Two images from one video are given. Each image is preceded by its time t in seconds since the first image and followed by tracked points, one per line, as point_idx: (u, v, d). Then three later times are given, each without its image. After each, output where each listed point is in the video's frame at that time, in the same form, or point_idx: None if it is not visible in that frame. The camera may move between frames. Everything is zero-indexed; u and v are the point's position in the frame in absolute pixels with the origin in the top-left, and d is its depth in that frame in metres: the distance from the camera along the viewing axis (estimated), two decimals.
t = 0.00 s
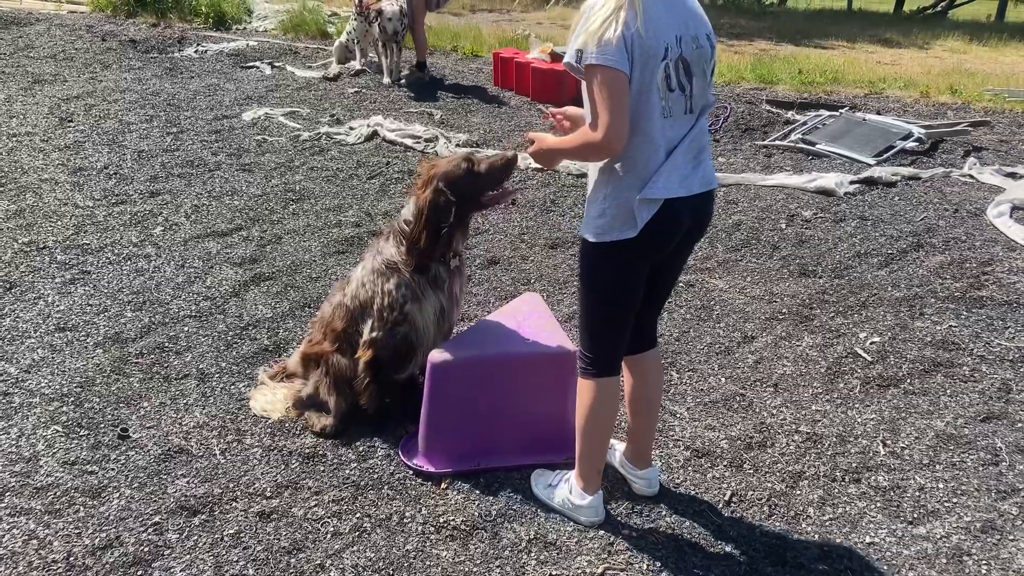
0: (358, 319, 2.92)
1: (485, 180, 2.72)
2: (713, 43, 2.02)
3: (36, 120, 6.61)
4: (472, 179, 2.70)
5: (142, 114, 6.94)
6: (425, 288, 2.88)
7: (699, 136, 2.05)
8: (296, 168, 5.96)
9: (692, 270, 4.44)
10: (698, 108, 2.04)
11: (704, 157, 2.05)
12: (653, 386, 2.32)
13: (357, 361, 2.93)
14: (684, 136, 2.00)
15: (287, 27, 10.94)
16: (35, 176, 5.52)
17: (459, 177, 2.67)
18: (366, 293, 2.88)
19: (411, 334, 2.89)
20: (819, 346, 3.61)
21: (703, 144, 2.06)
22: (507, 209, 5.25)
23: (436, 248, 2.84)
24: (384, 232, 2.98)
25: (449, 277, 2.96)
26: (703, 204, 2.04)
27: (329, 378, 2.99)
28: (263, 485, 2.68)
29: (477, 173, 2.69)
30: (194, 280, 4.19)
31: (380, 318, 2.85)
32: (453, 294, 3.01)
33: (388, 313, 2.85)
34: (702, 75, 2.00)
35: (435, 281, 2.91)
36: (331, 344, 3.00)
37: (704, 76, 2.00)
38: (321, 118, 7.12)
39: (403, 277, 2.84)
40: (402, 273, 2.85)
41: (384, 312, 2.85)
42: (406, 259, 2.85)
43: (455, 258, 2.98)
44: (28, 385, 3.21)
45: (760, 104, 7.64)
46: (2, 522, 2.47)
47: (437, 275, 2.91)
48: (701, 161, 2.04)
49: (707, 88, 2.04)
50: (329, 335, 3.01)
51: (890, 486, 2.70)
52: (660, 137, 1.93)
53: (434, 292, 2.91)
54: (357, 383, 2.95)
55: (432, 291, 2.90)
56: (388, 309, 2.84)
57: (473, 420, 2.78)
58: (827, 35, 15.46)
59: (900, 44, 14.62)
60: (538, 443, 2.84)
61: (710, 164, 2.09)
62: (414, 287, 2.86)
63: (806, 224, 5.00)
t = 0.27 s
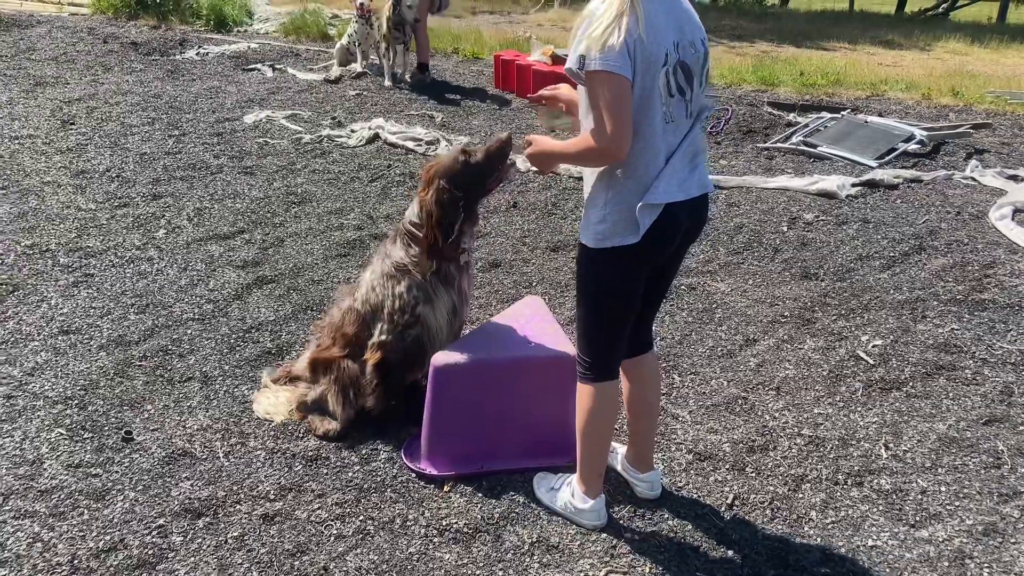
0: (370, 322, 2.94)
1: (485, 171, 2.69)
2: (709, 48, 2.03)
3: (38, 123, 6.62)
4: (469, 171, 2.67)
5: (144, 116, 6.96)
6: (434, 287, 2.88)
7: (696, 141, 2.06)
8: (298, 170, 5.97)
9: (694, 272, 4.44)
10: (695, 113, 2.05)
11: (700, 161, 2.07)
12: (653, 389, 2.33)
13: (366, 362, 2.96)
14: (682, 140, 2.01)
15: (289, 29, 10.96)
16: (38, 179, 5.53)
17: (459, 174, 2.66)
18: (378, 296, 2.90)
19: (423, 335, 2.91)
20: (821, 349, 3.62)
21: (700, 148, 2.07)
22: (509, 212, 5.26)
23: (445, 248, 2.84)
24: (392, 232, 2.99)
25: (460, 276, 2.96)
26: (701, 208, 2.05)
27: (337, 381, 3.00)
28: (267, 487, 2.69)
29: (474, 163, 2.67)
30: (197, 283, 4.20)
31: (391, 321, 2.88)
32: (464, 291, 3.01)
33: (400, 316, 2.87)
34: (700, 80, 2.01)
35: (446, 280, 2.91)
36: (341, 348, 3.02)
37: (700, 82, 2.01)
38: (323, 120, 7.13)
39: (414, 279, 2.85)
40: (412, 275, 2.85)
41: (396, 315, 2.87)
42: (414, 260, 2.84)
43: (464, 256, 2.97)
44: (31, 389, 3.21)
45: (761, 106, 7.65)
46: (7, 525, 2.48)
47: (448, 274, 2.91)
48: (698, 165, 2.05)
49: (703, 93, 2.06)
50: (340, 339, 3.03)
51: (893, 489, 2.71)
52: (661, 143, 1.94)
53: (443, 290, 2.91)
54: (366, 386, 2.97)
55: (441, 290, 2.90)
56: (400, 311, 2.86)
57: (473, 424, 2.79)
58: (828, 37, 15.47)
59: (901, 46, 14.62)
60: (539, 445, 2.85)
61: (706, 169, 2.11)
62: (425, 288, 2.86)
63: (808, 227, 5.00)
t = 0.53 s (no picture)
0: (375, 319, 2.98)
1: (481, 164, 2.73)
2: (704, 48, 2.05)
3: (42, 124, 6.65)
4: (465, 166, 2.71)
5: (147, 117, 6.99)
6: (437, 283, 2.91)
7: (692, 140, 2.08)
8: (301, 171, 6.00)
9: (695, 272, 4.46)
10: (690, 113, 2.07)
11: (695, 160, 2.09)
12: (653, 386, 2.34)
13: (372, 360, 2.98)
14: (677, 139, 2.03)
15: (291, 31, 11.00)
16: (42, 179, 5.55)
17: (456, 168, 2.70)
18: (382, 294, 2.93)
19: (428, 331, 2.93)
20: (823, 348, 3.63)
21: (695, 147, 2.09)
22: (511, 212, 5.28)
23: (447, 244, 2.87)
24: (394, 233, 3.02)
25: (462, 270, 3.00)
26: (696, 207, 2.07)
27: (343, 380, 3.05)
28: (272, 484, 2.71)
29: (470, 158, 2.70)
30: (201, 283, 4.22)
31: (396, 318, 2.91)
32: (467, 287, 3.05)
33: (405, 313, 2.89)
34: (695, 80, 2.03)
35: (448, 275, 2.94)
36: (347, 347, 3.07)
37: (696, 82, 2.03)
38: (325, 121, 7.15)
39: (416, 276, 2.89)
40: (414, 272, 2.89)
41: (401, 312, 2.89)
42: (416, 257, 2.88)
43: (466, 250, 3.00)
44: (38, 387, 3.23)
45: (763, 107, 7.67)
46: (14, 521, 2.50)
47: (451, 270, 2.94)
48: (693, 164, 2.07)
49: (698, 92, 2.08)
50: (346, 338, 3.07)
51: (894, 486, 2.72)
52: (657, 141, 1.95)
53: (446, 286, 2.94)
54: (372, 385, 3.01)
55: (445, 286, 2.93)
56: (404, 309, 2.88)
57: (472, 423, 2.80)
58: (829, 37, 15.49)
59: (902, 46, 14.63)
60: (538, 443, 2.87)
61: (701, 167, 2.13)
62: (428, 284, 2.89)
63: (810, 226, 5.01)
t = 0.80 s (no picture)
0: (383, 312, 2.98)
1: (483, 147, 2.67)
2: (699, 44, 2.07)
3: (44, 124, 6.66)
4: (468, 152, 2.67)
5: (149, 117, 7.00)
6: (446, 275, 2.90)
7: (688, 135, 2.09)
8: (303, 169, 6.01)
9: (696, 269, 4.47)
10: (687, 108, 2.08)
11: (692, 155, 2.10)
12: (652, 380, 2.35)
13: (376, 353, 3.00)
14: (674, 135, 2.04)
15: (292, 30, 11.01)
16: (44, 179, 5.57)
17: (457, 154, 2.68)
18: (391, 287, 2.93)
19: (437, 325, 2.93)
20: (823, 344, 3.64)
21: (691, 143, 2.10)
22: (512, 210, 5.29)
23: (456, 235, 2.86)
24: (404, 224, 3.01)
25: (472, 261, 2.99)
26: (694, 201, 2.08)
27: (349, 371, 3.05)
28: (275, 480, 2.72)
29: (470, 140, 2.64)
30: (203, 281, 4.23)
31: (405, 313, 2.91)
32: (476, 278, 3.04)
33: (413, 307, 2.89)
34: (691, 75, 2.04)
35: (458, 266, 2.93)
36: (352, 338, 3.07)
37: (691, 78, 2.04)
38: (326, 120, 7.16)
39: (425, 268, 2.88)
40: (423, 264, 2.88)
41: (409, 306, 2.90)
42: (425, 249, 2.87)
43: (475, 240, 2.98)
44: (41, 384, 3.25)
45: (763, 105, 7.67)
46: (18, 517, 2.51)
47: (461, 260, 2.93)
48: (690, 159, 2.08)
49: (693, 88, 2.09)
50: (352, 329, 3.07)
51: (895, 482, 2.73)
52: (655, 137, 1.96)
53: (456, 278, 2.94)
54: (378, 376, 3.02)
55: (454, 278, 2.92)
56: (413, 302, 2.88)
57: (472, 420, 2.81)
58: (830, 37, 15.50)
59: (903, 45, 14.63)
60: (538, 440, 2.87)
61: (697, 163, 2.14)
62: (437, 277, 2.89)
63: (810, 224, 5.02)
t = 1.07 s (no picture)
0: (398, 311, 2.96)
1: (486, 141, 2.64)
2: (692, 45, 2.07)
3: (44, 124, 6.68)
4: (472, 147, 2.63)
5: (148, 117, 7.01)
6: (460, 277, 2.85)
7: (681, 136, 2.10)
8: (302, 170, 6.02)
9: (695, 268, 4.48)
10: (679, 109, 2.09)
11: (685, 156, 2.11)
12: (647, 379, 2.35)
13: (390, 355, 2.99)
14: (666, 136, 2.05)
15: (292, 31, 11.02)
16: (44, 179, 5.58)
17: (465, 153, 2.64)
18: (406, 286, 2.91)
19: (452, 329, 2.89)
20: (820, 343, 3.65)
21: (684, 144, 2.11)
22: (511, 210, 5.30)
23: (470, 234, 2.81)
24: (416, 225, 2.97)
25: (487, 260, 2.93)
26: (687, 202, 2.09)
27: (357, 364, 3.03)
28: (274, 479, 2.73)
29: (473, 138, 2.61)
30: (202, 281, 4.24)
31: (421, 316, 2.91)
32: (490, 278, 2.98)
33: (429, 310, 2.88)
34: (684, 76, 2.05)
35: (472, 266, 2.88)
36: (360, 328, 3.01)
37: (684, 79, 2.05)
38: (326, 120, 7.17)
39: (440, 270, 2.85)
40: (438, 266, 2.85)
41: (425, 309, 2.88)
42: (439, 249, 2.83)
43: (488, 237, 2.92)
44: (40, 384, 3.26)
45: (762, 104, 7.68)
46: (17, 516, 2.52)
47: (475, 260, 2.88)
48: (682, 159, 2.09)
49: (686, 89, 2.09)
50: (359, 319, 3.02)
51: (891, 480, 2.74)
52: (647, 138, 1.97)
53: (472, 281, 2.87)
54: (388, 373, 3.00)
55: (470, 280, 2.87)
56: (427, 305, 2.87)
57: (467, 420, 2.82)
58: (830, 36, 15.50)
59: (902, 44, 14.63)
60: (534, 440, 2.88)
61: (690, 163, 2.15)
62: (451, 279, 2.84)
63: (809, 223, 5.03)
